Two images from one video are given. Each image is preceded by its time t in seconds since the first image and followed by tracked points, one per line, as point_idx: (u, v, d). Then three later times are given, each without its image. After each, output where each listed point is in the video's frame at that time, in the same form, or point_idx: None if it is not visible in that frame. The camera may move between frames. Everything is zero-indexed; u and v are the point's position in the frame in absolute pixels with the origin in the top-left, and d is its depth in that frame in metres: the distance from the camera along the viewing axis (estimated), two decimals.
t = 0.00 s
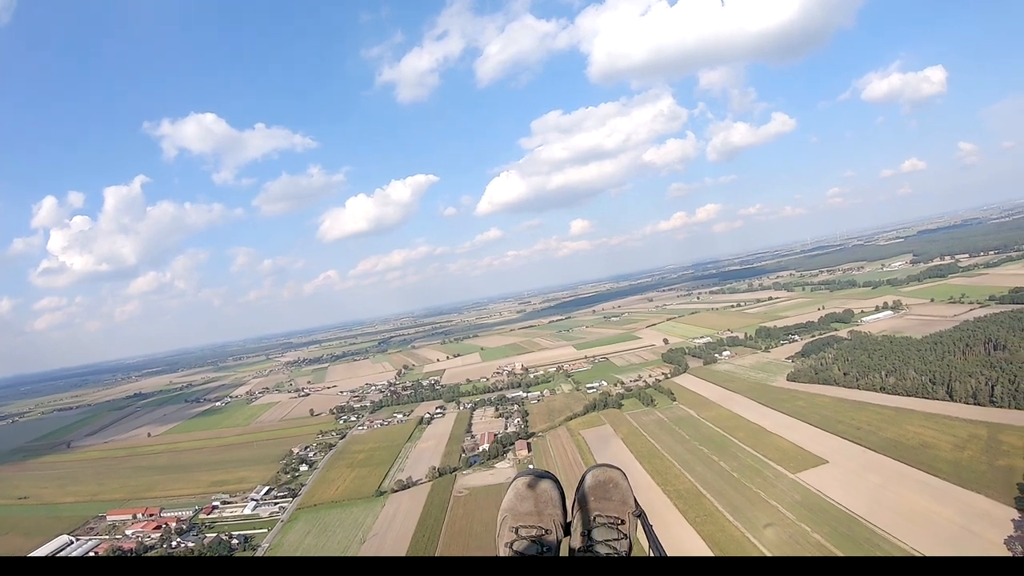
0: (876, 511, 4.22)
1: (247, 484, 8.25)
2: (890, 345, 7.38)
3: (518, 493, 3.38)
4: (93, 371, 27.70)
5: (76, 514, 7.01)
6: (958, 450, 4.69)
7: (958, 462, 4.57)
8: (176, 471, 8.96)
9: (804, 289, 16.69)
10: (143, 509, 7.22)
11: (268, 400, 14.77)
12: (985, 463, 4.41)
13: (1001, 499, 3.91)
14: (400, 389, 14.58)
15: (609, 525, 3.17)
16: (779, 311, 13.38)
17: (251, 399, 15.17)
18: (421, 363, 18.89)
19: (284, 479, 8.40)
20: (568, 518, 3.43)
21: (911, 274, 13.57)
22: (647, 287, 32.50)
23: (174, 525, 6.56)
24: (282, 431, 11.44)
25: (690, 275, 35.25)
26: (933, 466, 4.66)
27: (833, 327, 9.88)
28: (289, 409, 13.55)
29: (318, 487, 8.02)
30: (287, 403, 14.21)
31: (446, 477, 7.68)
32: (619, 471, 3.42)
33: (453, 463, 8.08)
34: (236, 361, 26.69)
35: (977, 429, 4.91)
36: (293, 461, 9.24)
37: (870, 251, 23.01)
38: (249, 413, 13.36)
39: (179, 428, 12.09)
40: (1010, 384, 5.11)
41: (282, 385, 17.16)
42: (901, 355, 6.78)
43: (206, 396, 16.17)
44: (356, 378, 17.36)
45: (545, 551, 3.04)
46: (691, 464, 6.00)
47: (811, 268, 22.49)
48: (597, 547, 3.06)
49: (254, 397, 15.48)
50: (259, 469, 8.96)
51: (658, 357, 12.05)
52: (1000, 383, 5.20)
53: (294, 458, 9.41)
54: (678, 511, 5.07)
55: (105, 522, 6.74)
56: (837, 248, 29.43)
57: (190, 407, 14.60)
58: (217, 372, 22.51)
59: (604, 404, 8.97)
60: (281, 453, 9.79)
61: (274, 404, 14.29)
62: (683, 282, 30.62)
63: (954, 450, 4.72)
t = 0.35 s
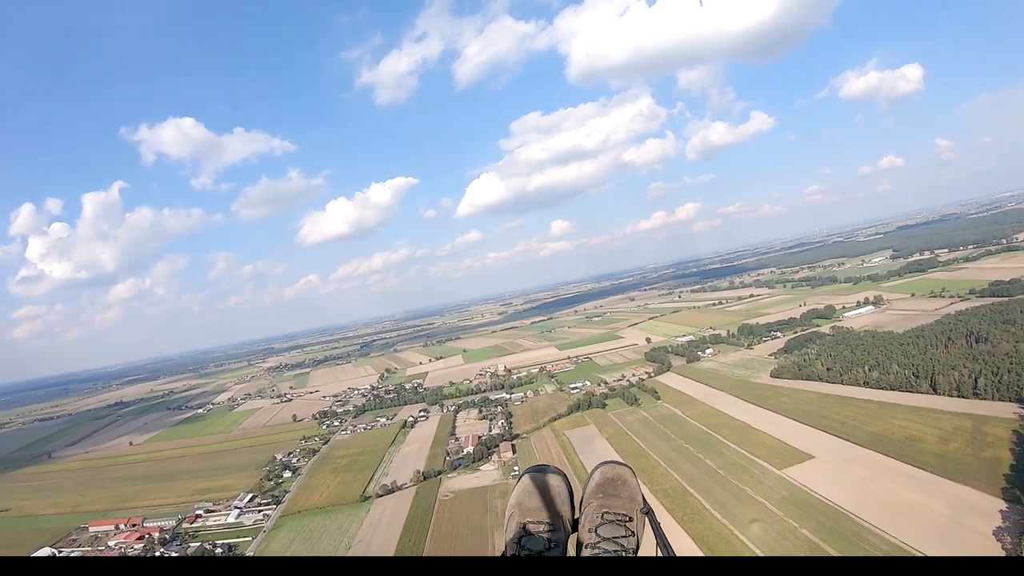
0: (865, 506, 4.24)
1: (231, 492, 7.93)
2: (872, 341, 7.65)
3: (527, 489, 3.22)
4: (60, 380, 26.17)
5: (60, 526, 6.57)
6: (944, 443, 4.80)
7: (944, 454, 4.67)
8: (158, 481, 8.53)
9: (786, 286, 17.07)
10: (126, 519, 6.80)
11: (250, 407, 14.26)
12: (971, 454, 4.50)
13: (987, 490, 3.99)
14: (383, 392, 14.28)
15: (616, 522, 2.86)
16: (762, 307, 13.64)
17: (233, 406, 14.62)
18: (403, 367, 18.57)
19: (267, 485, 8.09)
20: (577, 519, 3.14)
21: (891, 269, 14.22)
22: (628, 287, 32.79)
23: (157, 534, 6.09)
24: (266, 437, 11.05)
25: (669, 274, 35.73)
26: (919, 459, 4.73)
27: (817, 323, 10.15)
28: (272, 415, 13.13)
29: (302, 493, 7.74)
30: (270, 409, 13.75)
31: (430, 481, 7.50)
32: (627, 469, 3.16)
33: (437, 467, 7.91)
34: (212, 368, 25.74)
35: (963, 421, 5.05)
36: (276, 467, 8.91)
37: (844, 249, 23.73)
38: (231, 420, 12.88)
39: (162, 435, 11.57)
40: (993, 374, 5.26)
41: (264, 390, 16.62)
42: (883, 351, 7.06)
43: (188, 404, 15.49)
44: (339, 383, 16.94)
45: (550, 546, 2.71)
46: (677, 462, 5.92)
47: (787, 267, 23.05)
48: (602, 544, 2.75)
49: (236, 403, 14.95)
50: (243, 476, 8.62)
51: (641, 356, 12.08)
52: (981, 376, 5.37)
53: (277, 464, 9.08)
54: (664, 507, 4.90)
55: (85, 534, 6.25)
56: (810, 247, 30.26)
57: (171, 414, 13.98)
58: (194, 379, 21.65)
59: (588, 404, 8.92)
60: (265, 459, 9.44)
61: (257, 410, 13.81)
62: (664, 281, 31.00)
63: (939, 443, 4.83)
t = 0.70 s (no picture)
0: (849, 502, 4.27)
1: (211, 500, 7.57)
2: (849, 338, 7.88)
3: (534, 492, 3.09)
4: (17, 388, 24.50)
5: (31, 539, 6.15)
6: (926, 436, 4.93)
7: (926, 447, 4.80)
8: (135, 490, 8.07)
9: (762, 284, 17.47)
10: (104, 530, 6.36)
11: (228, 413, 13.70)
12: (953, 448, 4.66)
13: (972, 483, 4.07)
14: (362, 396, 13.95)
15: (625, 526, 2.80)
16: (739, 306, 13.89)
17: (211, 413, 14.01)
18: (382, 370, 18.20)
19: (247, 493, 7.74)
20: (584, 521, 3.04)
21: (868, 267, 14.73)
22: (606, 287, 33.01)
23: (137, 546, 5.68)
24: (245, 444, 10.61)
25: (647, 274, 36.15)
26: (900, 453, 4.83)
27: (794, 320, 10.39)
28: (250, 421, 12.65)
29: (283, 499, 7.42)
30: (249, 415, 13.23)
31: (411, 485, 7.29)
32: (635, 472, 3.08)
33: (417, 471, 7.71)
34: (181, 374, 24.61)
35: (943, 415, 5.24)
36: (256, 474, 8.56)
37: (815, 249, 24.47)
38: (209, 427, 12.33)
39: (141, 444, 11.00)
40: (972, 367, 5.52)
41: (241, 396, 16.00)
42: (860, 348, 7.30)
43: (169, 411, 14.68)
44: (318, 388, 16.44)
45: (559, 550, 2.67)
46: (658, 460, 5.83)
47: (762, 266, 23.60)
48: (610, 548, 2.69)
49: (214, 409, 14.33)
50: (223, 484, 8.25)
51: (622, 355, 12.09)
52: (959, 371, 5.62)
53: (257, 471, 8.73)
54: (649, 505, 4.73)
55: (62, 545, 5.79)
56: (783, 247, 31.07)
57: (151, 421, 13.34)
58: (165, 385, 20.66)
59: (568, 404, 8.87)
60: (244, 466, 9.06)
61: (236, 416, 13.29)
62: (641, 281, 31.33)
63: (921, 437, 4.97)
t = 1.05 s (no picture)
0: (833, 499, 4.32)
1: (192, 504, 7.29)
2: (831, 337, 8.04)
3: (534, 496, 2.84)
4: None
5: (7, 547, 5.84)
6: (908, 433, 5.03)
7: (908, 444, 4.89)
8: (116, 494, 7.72)
9: (743, 283, 17.74)
10: (83, 535, 6.05)
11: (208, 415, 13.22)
12: (935, 445, 4.75)
13: (955, 479, 4.17)
14: (343, 397, 13.62)
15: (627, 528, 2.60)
16: (721, 305, 14.07)
17: (191, 414, 13.48)
18: (363, 371, 17.84)
19: (227, 497, 7.43)
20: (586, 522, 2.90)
21: (848, 266, 15.09)
22: (588, 287, 33.13)
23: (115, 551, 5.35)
24: (226, 446, 10.21)
25: (628, 273, 36.42)
26: (883, 450, 4.90)
27: (776, 319, 10.55)
28: (230, 422, 12.24)
29: (263, 503, 7.14)
30: (231, 417, 12.76)
31: (393, 486, 7.10)
32: (636, 474, 2.88)
33: (400, 472, 7.53)
34: (155, 375, 23.66)
35: (925, 412, 5.36)
36: (236, 477, 8.25)
37: (793, 249, 24.99)
38: (189, 429, 11.84)
39: (119, 446, 10.46)
40: (953, 365, 5.70)
41: (223, 398, 15.43)
42: (841, 346, 7.45)
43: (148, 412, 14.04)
44: (300, 389, 16.02)
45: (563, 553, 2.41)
46: (642, 459, 5.78)
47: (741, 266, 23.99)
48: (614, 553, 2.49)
49: (194, 411, 13.83)
50: (202, 487, 7.94)
51: (603, 355, 12.08)
52: (940, 369, 5.80)
53: (238, 474, 8.41)
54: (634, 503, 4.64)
55: (40, 552, 5.44)
56: (761, 248, 31.65)
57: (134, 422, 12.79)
58: (143, 386, 19.85)
59: (551, 404, 8.80)
60: (224, 469, 8.75)
61: (217, 417, 12.85)
62: (623, 280, 31.54)
63: (903, 434, 5.07)
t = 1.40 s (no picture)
0: (818, 501, 4.36)
1: (172, 504, 7.05)
2: (815, 339, 8.16)
3: (528, 492, 2.90)
4: None
5: None
6: (893, 435, 5.11)
7: (893, 446, 4.97)
8: (97, 494, 7.47)
9: (727, 285, 17.95)
10: (62, 537, 5.87)
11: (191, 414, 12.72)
12: (921, 446, 4.83)
13: (940, 480, 4.24)
14: (326, 397, 13.33)
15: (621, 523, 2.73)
16: (706, 306, 14.21)
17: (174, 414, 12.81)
18: (347, 371, 17.52)
19: (209, 497, 7.21)
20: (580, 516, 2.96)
21: (831, 268, 15.39)
22: (573, 287, 33.18)
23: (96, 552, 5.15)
24: (207, 446, 9.89)
25: (614, 275, 36.57)
26: (868, 451, 4.98)
27: (761, 321, 10.68)
28: (213, 422, 11.87)
29: (245, 504, 6.92)
30: (214, 416, 12.34)
31: (376, 488, 6.93)
32: (630, 467, 2.93)
33: (383, 473, 7.37)
34: (130, 373, 22.85)
35: (910, 414, 5.46)
36: (217, 478, 8.01)
37: (776, 252, 25.38)
38: (170, 428, 11.42)
39: (99, 447, 10.00)
40: (937, 367, 5.83)
41: (205, 397, 14.94)
42: (824, 348, 7.56)
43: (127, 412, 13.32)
44: (283, 389, 15.66)
45: (556, 549, 2.59)
46: (627, 460, 5.73)
47: (726, 267, 24.26)
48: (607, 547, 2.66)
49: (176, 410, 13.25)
50: (182, 488, 7.69)
51: (587, 356, 12.08)
52: (925, 371, 5.92)
53: (219, 475, 8.17)
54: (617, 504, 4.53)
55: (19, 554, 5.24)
56: (744, 250, 32.11)
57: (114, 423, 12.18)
58: (120, 384, 19.17)
59: (535, 404, 8.73)
60: (205, 470, 8.49)
61: (201, 416, 12.41)
62: (608, 281, 31.67)
63: (889, 435, 5.15)
